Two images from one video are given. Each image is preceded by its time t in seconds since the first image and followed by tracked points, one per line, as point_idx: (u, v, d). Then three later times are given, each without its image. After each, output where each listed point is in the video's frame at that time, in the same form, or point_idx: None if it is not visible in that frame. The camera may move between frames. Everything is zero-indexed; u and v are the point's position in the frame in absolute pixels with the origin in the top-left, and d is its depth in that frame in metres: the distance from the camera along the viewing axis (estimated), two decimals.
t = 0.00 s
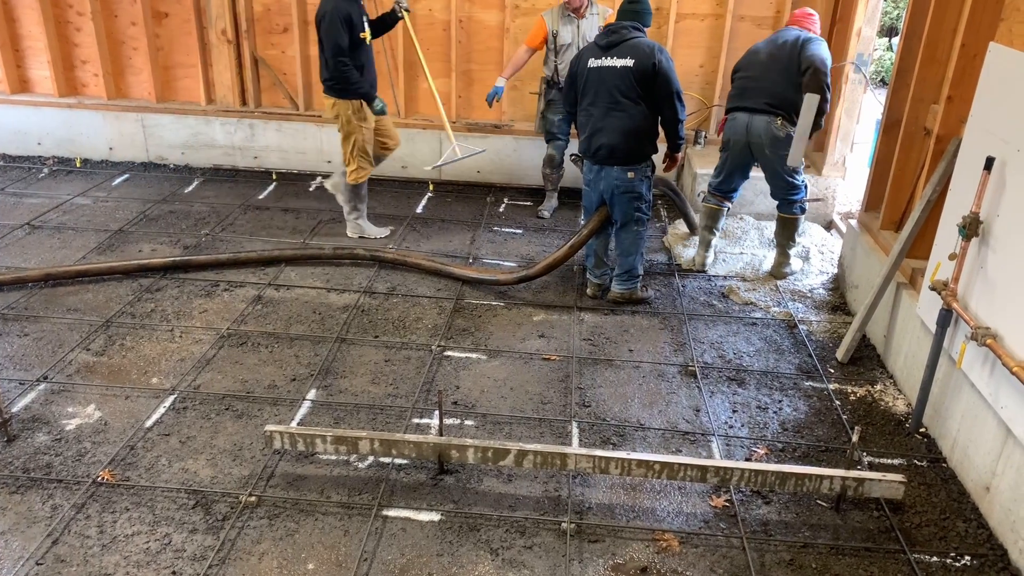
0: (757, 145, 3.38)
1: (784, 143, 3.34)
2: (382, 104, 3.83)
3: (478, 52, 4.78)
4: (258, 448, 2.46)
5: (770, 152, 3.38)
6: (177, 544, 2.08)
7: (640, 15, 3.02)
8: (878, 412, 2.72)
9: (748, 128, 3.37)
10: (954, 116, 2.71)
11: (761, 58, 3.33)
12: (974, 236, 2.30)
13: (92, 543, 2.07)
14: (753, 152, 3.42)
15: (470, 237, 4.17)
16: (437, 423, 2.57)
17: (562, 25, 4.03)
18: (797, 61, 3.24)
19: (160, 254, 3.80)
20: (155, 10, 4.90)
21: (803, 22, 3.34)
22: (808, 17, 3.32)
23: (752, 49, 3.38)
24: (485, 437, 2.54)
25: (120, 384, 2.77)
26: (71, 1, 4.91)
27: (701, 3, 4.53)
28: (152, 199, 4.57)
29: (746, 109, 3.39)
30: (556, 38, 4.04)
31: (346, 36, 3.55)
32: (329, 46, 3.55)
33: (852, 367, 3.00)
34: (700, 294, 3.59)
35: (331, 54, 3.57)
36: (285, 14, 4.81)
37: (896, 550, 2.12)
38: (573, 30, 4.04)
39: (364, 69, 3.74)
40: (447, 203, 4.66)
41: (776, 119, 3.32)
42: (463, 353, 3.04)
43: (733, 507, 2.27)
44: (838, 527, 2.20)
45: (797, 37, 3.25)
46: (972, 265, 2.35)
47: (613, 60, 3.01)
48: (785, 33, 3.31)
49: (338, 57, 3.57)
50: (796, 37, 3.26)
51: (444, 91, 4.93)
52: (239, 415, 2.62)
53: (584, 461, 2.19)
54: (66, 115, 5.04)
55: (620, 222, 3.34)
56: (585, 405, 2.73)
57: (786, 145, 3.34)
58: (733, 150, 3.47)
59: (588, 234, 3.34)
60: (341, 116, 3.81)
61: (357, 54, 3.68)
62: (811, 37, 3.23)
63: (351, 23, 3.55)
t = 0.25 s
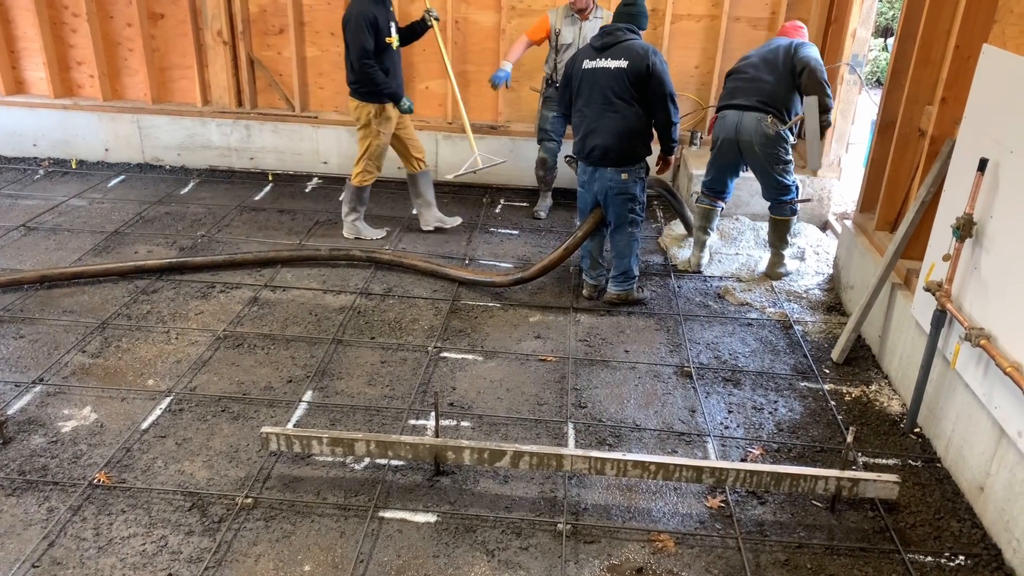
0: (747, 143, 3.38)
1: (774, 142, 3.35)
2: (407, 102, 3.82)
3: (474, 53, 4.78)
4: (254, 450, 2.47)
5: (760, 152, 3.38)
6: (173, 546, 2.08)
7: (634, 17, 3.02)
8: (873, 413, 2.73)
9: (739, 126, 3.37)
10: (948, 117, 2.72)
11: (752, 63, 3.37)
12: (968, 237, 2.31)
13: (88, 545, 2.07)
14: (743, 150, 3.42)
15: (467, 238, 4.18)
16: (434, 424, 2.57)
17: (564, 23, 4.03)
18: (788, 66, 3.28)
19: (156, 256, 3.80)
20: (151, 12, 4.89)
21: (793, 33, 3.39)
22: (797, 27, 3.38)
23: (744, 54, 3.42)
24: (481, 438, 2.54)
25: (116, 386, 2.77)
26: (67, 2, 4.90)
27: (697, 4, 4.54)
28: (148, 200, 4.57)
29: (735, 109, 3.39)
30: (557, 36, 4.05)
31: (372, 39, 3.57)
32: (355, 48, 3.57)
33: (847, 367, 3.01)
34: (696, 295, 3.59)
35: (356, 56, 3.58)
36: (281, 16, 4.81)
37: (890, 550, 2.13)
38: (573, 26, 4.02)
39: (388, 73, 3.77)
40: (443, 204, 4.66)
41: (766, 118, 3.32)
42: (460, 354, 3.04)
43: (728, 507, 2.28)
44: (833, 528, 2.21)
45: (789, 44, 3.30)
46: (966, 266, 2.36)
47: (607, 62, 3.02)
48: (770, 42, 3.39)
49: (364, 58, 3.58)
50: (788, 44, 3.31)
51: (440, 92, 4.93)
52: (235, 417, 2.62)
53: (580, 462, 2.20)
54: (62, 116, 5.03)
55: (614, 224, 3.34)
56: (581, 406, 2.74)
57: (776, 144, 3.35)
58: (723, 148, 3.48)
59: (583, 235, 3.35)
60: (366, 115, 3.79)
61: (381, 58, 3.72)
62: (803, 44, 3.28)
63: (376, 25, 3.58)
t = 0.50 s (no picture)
0: (744, 145, 3.38)
1: (771, 147, 3.36)
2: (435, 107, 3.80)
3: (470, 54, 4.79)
4: (250, 451, 2.47)
5: (756, 153, 3.38)
6: (169, 548, 2.08)
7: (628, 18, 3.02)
8: (867, 413, 2.74)
9: (736, 128, 3.37)
10: (942, 117, 2.73)
11: (758, 83, 3.46)
12: (961, 238, 2.32)
13: (84, 547, 2.07)
14: (739, 152, 3.41)
15: (463, 239, 4.18)
16: (430, 425, 2.58)
17: (554, 24, 4.05)
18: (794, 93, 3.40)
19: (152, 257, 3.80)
20: (146, 13, 4.88)
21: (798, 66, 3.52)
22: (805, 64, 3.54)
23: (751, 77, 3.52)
24: (477, 439, 2.55)
25: (111, 388, 2.77)
26: (62, 4, 4.90)
27: (692, 5, 4.55)
28: (143, 201, 4.56)
29: (733, 112, 3.39)
30: (548, 39, 4.06)
31: (406, 38, 3.54)
32: (388, 47, 3.54)
33: (842, 367, 3.02)
34: (692, 295, 3.60)
35: (389, 54, 3.56)
36: (276, 17, 4.81)
37: (885, 549, 2.14)
38: (563, 27, 4.06)
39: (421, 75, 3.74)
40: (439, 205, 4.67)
41: (764, 122, 3.32)
42: (455, 355, 3.04)
43: (724, 507, 2.29)
44: (828, 527, 2.22)
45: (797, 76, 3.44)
46: (960, 266, 2.38)
47: (601, 63, 3.03)
48: (773, 72, 3.50)
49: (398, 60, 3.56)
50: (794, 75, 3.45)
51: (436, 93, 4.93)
52: (231, 418, 2.62)
53: (575, 462, 2.20)
54: (57, 117, 5.02)
55: (609, 225, 3.35)
56: (577, 406, 2.74)
57: (773, 148, 3.36)
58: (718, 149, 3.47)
59: (578, 236, 3.36)
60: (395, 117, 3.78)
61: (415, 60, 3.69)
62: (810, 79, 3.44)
63: (411, 25, 3.55)
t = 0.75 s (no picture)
0: (744, 142, 3.39)
1: (770, 146, 3.37)
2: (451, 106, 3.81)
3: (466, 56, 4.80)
4: (248, 452, 2.47)
5: (756, 149, 3.38)
6: (167, 549, 2.09)
7: (621, 19, 3.02)
8: (862, 412, 2.76)
9: (736, 126, 3.40)
10: (935, 119, 2.75)
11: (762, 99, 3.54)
12: (955, 238, 2.35)
13: (82, 549, 2.08)
14: (737, 149, 3.43)
15: (459, 240, 4.19)
16: (427, 426, 2.58)
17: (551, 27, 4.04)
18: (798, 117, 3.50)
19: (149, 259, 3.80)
20: (142, 14, 4.88)
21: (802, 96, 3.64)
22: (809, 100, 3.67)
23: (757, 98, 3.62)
24: (474, 440, 2.56)
25: (109, 390, 2.77)
26: (58, 5, 4.90)
27: (687, 7, 4.57)
28: (140, 203, 4.56)
29: (733, 113, 3.45)
30: (544, 41, 4.08)
31: (428, 36, 3.63)
32: (411, 43, 3.62)
33: (837, 367, 3.04)
34: (688, 296, 3.62)
35: (411, 50, 3.63)
36: (272, 18, 4.82)
37: (879, 548, 2.16)
38: (561, 30, 4.06)
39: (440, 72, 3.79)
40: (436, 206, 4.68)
41: (765, 121, 3.36)
42: (452, 356, 3.05)
43: (720, 507, 2.30)
44: (823, 526, 2.23)
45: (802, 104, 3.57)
46: (953, 267, 2.39)
47: (594, 66, 3.03)
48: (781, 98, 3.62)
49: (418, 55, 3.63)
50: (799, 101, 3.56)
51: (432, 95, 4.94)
52: (229, 419, 2.63)
53: (572, 463, 2.21)
54: (53, 119, 5.02)
55: (605, 225, 3.37)
56: (574, 407, 2.75)
57: (772, 148, 3.38)
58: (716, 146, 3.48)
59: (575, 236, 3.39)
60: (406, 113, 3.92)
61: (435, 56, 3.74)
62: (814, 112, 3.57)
63: (433, 23, 3.64)
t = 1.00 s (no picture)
0: (749, 142, 3.43)
1: (772, 148, 3.42)
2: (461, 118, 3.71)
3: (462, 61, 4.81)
4: (245, 458, 2.47)
5: (760, 151, 3.42)
6: (165, 555, 2.09)
7: (614, 26, 3.03)
8: (857, 416, 2.77)
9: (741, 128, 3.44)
10: (928, 124, 2.77)
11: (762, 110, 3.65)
12: (947, 243, 2.35)
13: (80, 555, 2.08)
14: (740, 151, 3.46)
15: (455, 245, 4.20)
16: (424, 431, 2.59)
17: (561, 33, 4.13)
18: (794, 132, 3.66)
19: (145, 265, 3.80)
20: (138, 20, 4.88)
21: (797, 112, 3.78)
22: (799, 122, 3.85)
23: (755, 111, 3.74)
24: (471, 445, 2.56)
25: (105, 396, 2.77)
26: (54, 11, 4.90)
27: (682, 12, 4.59)
28: (136, 208, 4.56)
29: (738, 117, 3.51)
30: (553, 47, 4.16)
31: (446, 43, 3.56)
32: (428, 50, 3.55)
33: (831, 371, 3.05)
34: (683, 300, 3.63)
35: (428, 57, 3.56)
36: (268, 24, 4.82)
37: (874, 552, 2.17)
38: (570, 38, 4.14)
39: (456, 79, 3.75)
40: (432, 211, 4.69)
41: (770, 126, 3.44)
42: (449, 361, 3.06)
43: (716, 511, 2.31)
44: (819, 530, 2.24)
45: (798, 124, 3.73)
46: (947, 272, 2.41)
47: (587, 72, 3.05)
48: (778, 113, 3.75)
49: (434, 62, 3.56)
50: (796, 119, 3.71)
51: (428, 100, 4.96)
52: (226, 425, 2.63)
53: (569, 468, 2.22)
54: (49, 125, 5.02)
55: (596, 230, 3.37)
56: (570, 412, 2.76)
57: (775, 150, 3.43)
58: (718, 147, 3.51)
59: (560, 240, 3.38)
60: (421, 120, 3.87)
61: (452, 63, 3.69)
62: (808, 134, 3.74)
63: (452, 30, 3.57)
